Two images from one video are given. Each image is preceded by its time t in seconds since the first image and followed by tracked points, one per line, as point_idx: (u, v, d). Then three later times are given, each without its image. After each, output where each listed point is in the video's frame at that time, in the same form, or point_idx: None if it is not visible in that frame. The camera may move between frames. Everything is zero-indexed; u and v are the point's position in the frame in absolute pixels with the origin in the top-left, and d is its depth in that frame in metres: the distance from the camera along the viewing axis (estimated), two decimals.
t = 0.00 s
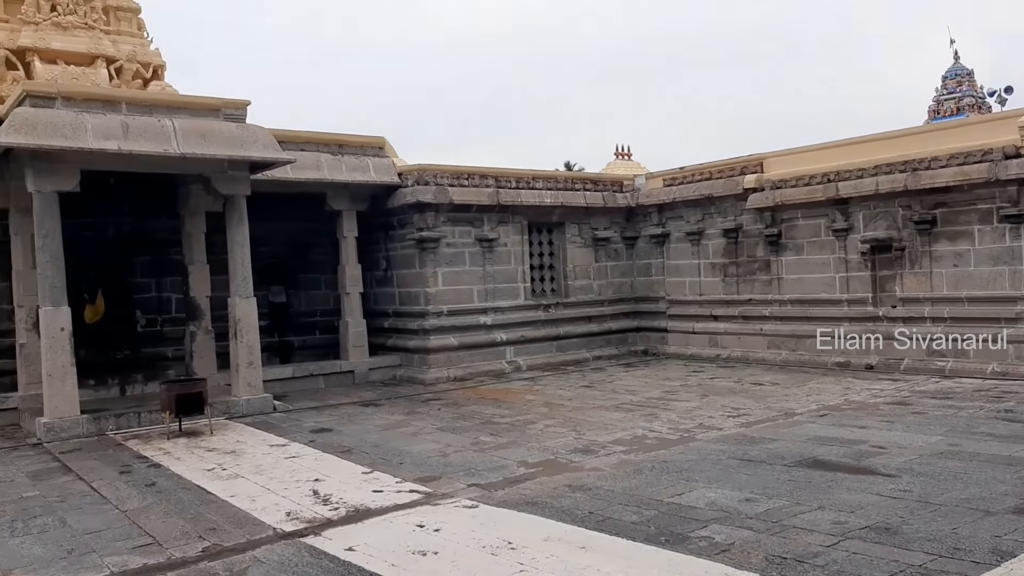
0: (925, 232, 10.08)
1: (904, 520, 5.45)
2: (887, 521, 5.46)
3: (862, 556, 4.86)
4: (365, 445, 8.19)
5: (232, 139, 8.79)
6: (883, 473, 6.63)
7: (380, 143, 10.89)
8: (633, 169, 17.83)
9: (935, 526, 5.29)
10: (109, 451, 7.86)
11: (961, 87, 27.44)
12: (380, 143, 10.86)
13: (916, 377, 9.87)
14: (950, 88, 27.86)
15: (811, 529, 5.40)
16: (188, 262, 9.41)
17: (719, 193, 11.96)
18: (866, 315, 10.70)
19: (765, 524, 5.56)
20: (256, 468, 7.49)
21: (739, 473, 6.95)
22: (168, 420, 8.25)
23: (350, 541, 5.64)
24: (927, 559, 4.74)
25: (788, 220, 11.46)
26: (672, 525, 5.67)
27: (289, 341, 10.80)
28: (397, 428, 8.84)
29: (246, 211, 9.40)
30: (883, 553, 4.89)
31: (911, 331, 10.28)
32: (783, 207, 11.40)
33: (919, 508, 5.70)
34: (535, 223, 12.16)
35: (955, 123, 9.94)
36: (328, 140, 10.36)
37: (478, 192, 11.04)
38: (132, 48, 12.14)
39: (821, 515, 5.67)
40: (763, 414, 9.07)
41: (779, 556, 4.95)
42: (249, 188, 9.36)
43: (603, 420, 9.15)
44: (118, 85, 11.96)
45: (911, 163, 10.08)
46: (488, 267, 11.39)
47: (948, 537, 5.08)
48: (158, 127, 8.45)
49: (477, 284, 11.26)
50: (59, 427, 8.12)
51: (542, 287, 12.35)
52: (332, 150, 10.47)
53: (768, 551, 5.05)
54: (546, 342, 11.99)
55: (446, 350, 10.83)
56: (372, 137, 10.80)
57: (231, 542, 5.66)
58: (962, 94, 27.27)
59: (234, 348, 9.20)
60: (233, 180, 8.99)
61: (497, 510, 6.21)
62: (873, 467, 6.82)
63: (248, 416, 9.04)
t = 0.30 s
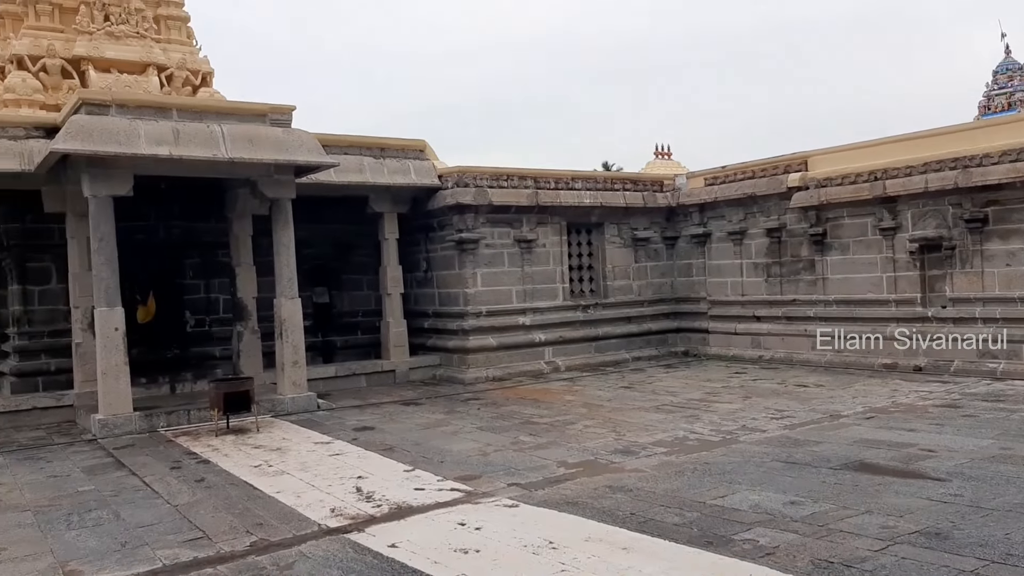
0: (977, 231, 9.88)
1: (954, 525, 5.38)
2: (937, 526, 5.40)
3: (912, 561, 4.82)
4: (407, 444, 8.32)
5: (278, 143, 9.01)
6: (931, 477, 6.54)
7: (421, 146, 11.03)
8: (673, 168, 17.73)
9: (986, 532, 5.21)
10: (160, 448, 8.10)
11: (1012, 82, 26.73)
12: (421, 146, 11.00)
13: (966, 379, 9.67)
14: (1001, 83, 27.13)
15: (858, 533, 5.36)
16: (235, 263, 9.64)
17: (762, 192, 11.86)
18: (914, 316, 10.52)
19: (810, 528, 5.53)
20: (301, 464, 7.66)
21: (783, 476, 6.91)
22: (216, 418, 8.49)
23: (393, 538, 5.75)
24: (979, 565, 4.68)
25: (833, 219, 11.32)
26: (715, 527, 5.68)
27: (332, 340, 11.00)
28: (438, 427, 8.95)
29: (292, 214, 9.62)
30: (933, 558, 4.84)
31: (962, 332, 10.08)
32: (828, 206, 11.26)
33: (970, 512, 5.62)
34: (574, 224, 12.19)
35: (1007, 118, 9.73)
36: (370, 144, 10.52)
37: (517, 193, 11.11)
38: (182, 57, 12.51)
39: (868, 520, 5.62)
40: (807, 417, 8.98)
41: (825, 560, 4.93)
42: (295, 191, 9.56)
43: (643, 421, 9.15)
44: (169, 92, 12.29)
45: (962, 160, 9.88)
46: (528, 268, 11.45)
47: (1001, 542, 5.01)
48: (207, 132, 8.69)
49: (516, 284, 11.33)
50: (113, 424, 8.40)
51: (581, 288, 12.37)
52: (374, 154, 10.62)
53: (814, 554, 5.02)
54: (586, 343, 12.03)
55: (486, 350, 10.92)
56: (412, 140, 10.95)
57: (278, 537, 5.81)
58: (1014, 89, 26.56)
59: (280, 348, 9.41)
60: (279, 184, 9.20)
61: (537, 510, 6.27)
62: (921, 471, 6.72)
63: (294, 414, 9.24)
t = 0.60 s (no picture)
0: None
1: (1008, 532, 5.22)
2: (989, 532, 5.24)
3: (963, 568, 4.68)
4: (447, 444, 8.34)
5: (322, 146, 9.12)
6: (983, 482, 6.35)
7: (461, 148, 11.06)
8: (715, 168, 17.53)
9: None
10: (206, 446, 8.24)
11: None
12: (461, 148, 11.04)
13: (1019, 383, 9.39)
14: None
15: (906, 539, 5.23)
16: (279, 265, 9.78)
17: (806, 192, 11.66)
18: (963, 317, 10.25)
19: (857, 533, 5.41)
20: (343, 464, 7.73)
21: (828, 480, 6.77)
22: (260, 417, 8.62)
23: (435, 538, 5.77)
24: None
25: (879, 219, 11.08)
26: (759, 531, 5.58)
27: (373, 341, 11.08)
28: (478, 428, 8.96)
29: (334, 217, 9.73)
30: (986, 566, 4.70)
31: (1014, 335, 9.78)
32: (874, 205, 11.02)
33: None
34: (615, 225, 12.10)
35: None
36: (411, 146, 10.59)
37: (557, 194, 11.08)
38: (228, 62, 12.77)
39: (917, 525, 5.48)
40: (853, 420, 8.80)
41: (873, 566, 4.82)
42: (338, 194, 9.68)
43: (685, 424, 9.05)
44: (216, 97, 12.59)
45: (1014, 157, 9.60)
46: (568, 269, 11.41)
47: None
48: (252, 136, 8.83)
49: (556, 285, 11.30)
50: (160, 423, 8.58)
51: (622, 289, 12.28)
52: (414, 156, 10.69)
53: (861, 560, 4.91)
54: (626, 344, 11.95)
55: (525, 351, 10.91)
56: (452, 142, 10.99)
57: (321, 536, 5.86)
58: None
59: (322, 348, 9.51)
60: (322, 187, 9.31)
61: (578, 512, 6.24)
62: (972, 476, 6.54)
63: (336, 414, 9.33)
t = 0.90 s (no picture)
0: None
1: None
2: None
3: None
4: (487, 447, 8.29)
5: (363, 149, 9.15)
6: None
7: (502, 149, 11.02)
8: (757, 169, 17.27)
9: None
10: (248, 447, 8.29)
11: None
12: (501, 149, 11.00)
13: None
14: None
15: (955, 546, 5.05)
16: (321, 268, 9.83)
17: (851, 192, 11.39)
18: (1012, 319, 9.92)
19: (904, 540, 5.24)
20: (384, 466, 7.72)
21: (875, 485, 6.58)
22: (302, 418, 8.66)
23: (475, 541, 5.71)
24: None
25: (927, 219, 10.79)
26: (804, 537, 5.43)
27: (413, 343, 11.09)
28: (518, 430, 8.89)
29: (375, 219, 9.75)
30: None
31: None
32: (921, 206, 10.73)
33: None
34: (656, 226, 11.95)
35: None
36: (452, 148, 10.59)
37: (598, 195, 10.98)
38: (270, 67, 12.90)
39: (966, 532, 5.29)
40: (901, 424, 8.56)
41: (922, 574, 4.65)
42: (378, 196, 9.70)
43: (728, 428, 8.88)
44: (258, 101, 12.71)
45: None
46: (608, 270, 11.29)
47: None
48: (294, 139, 8.89)
49: (596, 287, 11.19)
50: (203, 424, 8.66)
51: (663, 291, 12.12)
52: (455, 158, 10.68)
53: (909, 568, 4.75)
54: (667, 347, 11.80)
55: (565, 353, 10.82)
56: (493, 144, 10.95)
57: (362, 538, 5.84)
58: None
59: (363, 350, 9.53)
60: (363, 189, 9.34)
61: (619, 516, 6.13)
62: None
63: (376, 416, 9.34)
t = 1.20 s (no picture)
0: None
1: None
2: None
3: None
4: (527, 450, 8.22)
5: (403, 152, 9.17)
6: None
7: (541, 151, 10.96)
8: (800, 170, 16.98)
9: None
10: (290, 448, 8.33)
11: None
12: (540, 152, 10.94)
13: None
14: None
15: (1010, 556, 4.85)
16: (361, 270, 9.85)
17: (898, 193, 11.12)
18: None
19: (955, 549, 5.05)
20: (424, 468, 7.69)
21: (924, 492, 6.37)
22: (342, 420, 8.68)
23: (515, 544, 5.64)
24: None
25: (977, 221, 10.47)
26: (851, 544, 5.27)
27: (452, 345, 11.06)
28: (558, 434, 8.81)
29: (415, 222, 9.76)
30: None
31: None
32: (971, 207, 10.42)
33: None
34: (697, 228, 11.79)
35: None
36: (491, 151, 10.56)
37: (638, 197, 10.86)
38: (311, 70, 13.00)
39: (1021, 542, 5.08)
40: (950, 430, 8.30)
41: None
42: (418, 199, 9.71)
43: (772, 433, 8.70)
44: (299, 105, 12.80)
45: None
46: (648, 273, 11.16)
47: None
48: (335, 143, 8.94)
49: (636, 290, 11.06)
50: (246, 425, 8.72)
51: (704, 294, 11.94)
52: (494, 161, 10.65)
53: None
54: (709, 350, 11.62)
55: (605, 357, 10.71)
56: (532, 146, 10.90)
57: (403, 540, 5.81)
58: None
59: (403, 352, 9.53)
60: (402, 192, 9.36)
61: (661, 521, 6.02)
62: None
63: (415, 418, 9.32)
